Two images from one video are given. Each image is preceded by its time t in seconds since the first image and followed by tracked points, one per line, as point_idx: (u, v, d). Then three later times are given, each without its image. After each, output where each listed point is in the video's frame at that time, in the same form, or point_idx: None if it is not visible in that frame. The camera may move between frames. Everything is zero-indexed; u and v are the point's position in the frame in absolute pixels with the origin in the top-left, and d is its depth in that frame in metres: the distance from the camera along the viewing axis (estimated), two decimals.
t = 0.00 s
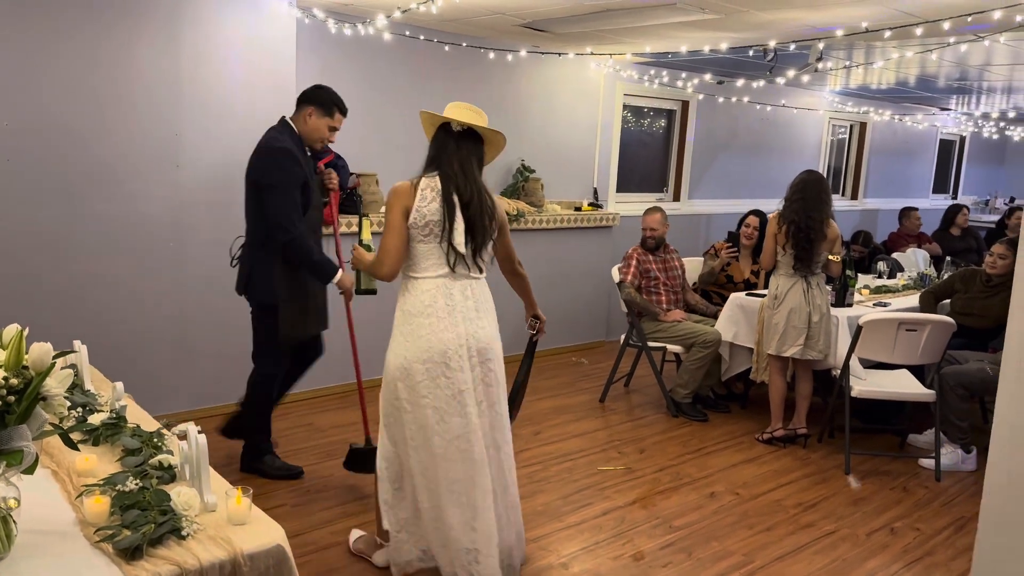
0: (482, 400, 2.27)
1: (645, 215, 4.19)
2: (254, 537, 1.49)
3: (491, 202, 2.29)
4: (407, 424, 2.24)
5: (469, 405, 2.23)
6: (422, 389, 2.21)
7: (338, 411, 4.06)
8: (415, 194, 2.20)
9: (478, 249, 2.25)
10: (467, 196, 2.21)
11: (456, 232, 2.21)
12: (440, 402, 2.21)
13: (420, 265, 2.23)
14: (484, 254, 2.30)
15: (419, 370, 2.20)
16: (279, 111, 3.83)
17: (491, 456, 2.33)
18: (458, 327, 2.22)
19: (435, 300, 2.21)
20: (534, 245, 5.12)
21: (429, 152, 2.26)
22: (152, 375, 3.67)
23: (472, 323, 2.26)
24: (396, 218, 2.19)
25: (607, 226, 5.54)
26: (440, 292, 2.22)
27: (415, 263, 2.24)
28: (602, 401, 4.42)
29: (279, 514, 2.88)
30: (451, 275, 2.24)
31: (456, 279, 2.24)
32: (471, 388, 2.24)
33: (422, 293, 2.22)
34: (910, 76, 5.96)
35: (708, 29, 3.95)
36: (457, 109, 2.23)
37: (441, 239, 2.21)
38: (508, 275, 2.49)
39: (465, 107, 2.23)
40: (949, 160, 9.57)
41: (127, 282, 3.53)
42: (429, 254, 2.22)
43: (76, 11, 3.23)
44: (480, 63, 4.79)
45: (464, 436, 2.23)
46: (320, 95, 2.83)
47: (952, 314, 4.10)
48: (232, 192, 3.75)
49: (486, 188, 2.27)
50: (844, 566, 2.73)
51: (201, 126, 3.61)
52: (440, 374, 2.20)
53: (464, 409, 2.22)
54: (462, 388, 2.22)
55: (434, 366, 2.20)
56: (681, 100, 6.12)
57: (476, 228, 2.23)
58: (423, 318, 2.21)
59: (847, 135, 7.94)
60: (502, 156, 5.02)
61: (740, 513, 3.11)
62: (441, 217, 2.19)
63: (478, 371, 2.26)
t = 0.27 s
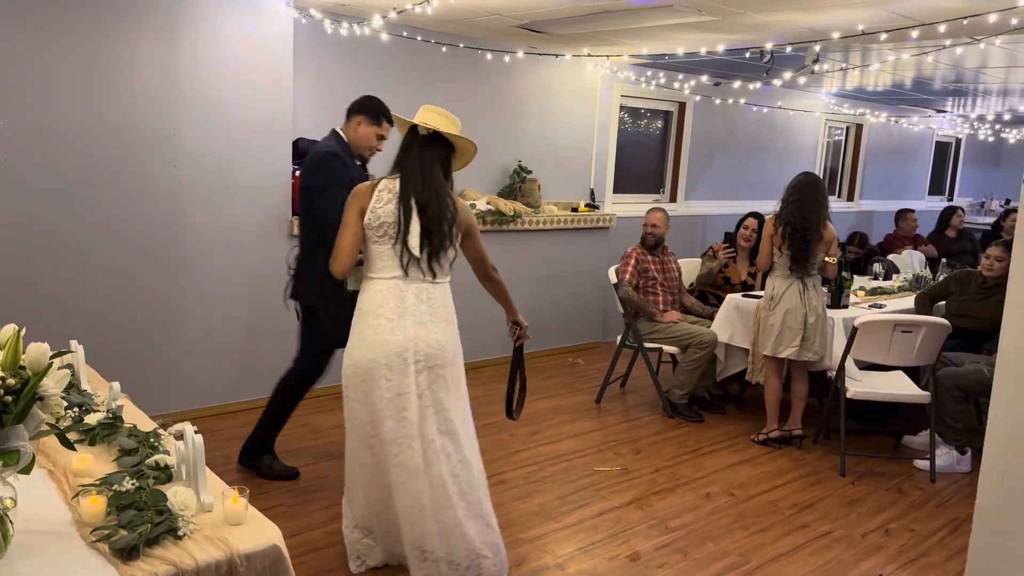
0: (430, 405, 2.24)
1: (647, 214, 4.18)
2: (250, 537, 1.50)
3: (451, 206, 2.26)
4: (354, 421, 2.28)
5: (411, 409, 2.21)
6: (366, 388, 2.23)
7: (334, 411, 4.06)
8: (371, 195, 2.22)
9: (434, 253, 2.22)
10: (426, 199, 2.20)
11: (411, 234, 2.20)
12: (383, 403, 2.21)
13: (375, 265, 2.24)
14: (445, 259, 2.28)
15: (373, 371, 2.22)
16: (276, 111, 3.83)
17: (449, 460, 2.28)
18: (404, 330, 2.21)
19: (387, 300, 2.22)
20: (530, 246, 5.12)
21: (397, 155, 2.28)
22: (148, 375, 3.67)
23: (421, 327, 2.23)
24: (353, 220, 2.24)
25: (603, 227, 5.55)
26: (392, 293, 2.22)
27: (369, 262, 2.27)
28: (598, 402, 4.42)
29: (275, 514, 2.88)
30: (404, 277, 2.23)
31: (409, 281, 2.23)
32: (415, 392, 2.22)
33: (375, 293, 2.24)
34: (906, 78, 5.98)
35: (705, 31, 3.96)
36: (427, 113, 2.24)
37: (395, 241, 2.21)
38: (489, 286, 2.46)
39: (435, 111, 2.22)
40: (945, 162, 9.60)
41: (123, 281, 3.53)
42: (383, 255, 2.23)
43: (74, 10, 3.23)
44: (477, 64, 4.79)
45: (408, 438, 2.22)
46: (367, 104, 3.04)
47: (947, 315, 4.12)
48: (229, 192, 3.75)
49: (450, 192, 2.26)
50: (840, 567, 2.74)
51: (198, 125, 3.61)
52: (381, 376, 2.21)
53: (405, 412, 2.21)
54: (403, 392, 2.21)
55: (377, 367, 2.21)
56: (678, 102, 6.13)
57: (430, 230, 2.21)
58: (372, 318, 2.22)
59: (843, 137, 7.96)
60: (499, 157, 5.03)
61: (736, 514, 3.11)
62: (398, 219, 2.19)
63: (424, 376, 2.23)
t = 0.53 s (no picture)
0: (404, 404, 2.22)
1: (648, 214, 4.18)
2: (247, 536, 1.49)
3: (427, 194, 2.21)
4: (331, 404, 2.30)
5: (383, 403, 2.21)
6: (344, 374, 2.24)
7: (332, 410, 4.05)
8: (348, 188, 2.21)
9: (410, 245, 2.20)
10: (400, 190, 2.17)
11: (386, 225, 2.18)
12: (357, 392, 2.23)
13: (356, 257, 2.24)
14: (423, 250, 2.25)
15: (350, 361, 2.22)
16: (274, 109, 3.82)
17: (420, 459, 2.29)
18: (382, 322, 2.20)
19: (367, 293, 2.22)
20: (529, 246, 5.12)
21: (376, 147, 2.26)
22: (146, 373, 3.66)
23: (402, 323, 2.21)
24: (332, 213, 2.21)
25: (602, 226, 5.55)
26: (373, 285, 2.22)
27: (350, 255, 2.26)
28: (596, 402, 4.42)
29: (272, 513, 2.88)
30: (383, 268, 2.22)
31: (387, 272, 2.22)
32: (388, 387, 2.21)
33: (357, 286, 2.24)
34: (904, 78, 5.98)
35: (703, 30, 3.95)
36: (405, 103, 2.21)
37: (372, 233, 2.20)
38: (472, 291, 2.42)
39: (411, 101, 2.19)
40: (943, 162, 9.61)
41: (121, 280, 3.52)
42: (362, 248, 2.22)
43: (71, 7, 3.22)
44: (475, 63, 4.78)
45: (377, 432, 2.23)
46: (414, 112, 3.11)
47: (945, 316, 4.12)
48: (227, 190, 3.74)
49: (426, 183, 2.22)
50: (837, 567, 2.74)
51: (195, 124, 3.60)
52: (357, 365, 2.21)
53: (378, 405, 2.22)
54: (377, 385, 2.21)
55: (354, 354, 2.21)
56: (676, 101, 6.13)
57: (405, 220, 2.17)
58: (355, 304, 2.23)
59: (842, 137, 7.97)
60: (497, 156, 5.03)
61: (734, 514, 3.11)
62: (373, 211, 2.17)
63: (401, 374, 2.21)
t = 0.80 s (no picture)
0: (396, 405, 2.22)
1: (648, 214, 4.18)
2: (244, 536, 1.48)
3: (415, 194, 2.21)
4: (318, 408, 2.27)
5: (375, 406, 2.21)
6: (334, 376, 2.23)
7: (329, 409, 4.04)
8: (339, 192, 2.23)
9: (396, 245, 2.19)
10: (385, 191, 2.17)
11: (374, 226, 2.18)
12: (347, 394, 2.21)
13: (348, 260, 2.25)
14: (412, 250, 2.23)
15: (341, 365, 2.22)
16: (273, 106, 3.81)
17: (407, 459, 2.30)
18: (372, 325, 2.20)
19: (358, 296, 2.22)
20: (527, 244, 5.11)
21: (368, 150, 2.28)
22: (142, 372, 3.65)
23: (394, 324, 2.20)
24: (325, 218, 2.23)
25: (600, 225, 5.54)
26: (364, 288, 2.22)
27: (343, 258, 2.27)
28: (594, 401, 4.41)
29: (268, 512, 2.87)
30: (374, 270, 2.22)
31: (378, 273, 2.22)
32: (380, 389, 2.21)
33: (349, 289, 2.24)
34: (903, 78, 5.98)
35: (702, 29, 3.95)
36: (395, 104, 2.22)
37: (361, 235, 2.20)
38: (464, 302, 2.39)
39: (401, 102, 2.20)
40: (941, 163, 9.61)
41: (117, 278, 3.51)
42: (353, 250, 2.23)
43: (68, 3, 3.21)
44: (474, 61, 4.78)
45: (368, 435, 2.21)
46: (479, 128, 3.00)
47: (943, 315, 4.12)
48: (225, 188, 3.73)
49: (413, 183, 2.22)
50: (835, 566, 2.74)
51: (193, 121, 3.59)
52: (349, 367, 2.21)
53: (369, 408, 2.21)
54: (369, 387, 2.20)
55: (346, 356, 2.21)
56: (675, 101, 6.12)
57: (392, 221, 2.17)
58: (347, 307, 2.24)
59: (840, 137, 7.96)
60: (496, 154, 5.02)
61: (732, 514, 3.11)
62: (362, 214, 2.18)
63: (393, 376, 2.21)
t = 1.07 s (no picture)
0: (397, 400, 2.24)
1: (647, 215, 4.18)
2: (244, 536, 1.48)
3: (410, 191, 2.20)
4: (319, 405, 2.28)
5: (373, 401, 2.22)
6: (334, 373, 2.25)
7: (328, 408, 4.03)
8: (339, 190, 2.26)
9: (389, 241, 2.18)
10: (381, 187, 2.17)
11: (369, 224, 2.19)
12: (346, 391, 2.23)
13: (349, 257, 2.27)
14: (406, 245, 2.21)
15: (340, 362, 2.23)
16: (273, 105, 3.81)
17: (407, 454, 2.33)
18: (370, 320, 2.21)
19: (357, 292, 2.24)
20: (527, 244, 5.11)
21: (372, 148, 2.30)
22: (142, 370, 3.65)
23: (391, 319, 2.21)
24: (327, 216, 2.26)
25: (600, 225, 5.54)
26: (364, 284, 2.24)
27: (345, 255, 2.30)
28: (594, 401, 4.41)
29: (267, 511, 2.87)
30: (372, 266, 2.23)
31: (376, 270, 2.23)
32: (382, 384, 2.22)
33: (351, 286, 2.26)
34: (903, 78, 5.98)
35: (703, 28, 3.95)
36: (397, 104, 2.23)
37: (358, 231, 2.21)
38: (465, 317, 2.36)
39: (402, 100, 2.21)
40: (941, 163, 9.61)
41: (116, 277, 3.51)
42: (353, 248, 2.25)
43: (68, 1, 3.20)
44: (474, 60, 4.77)
45: (366, 431, 2.23)
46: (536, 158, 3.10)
47: (943, 316, 4.12)
48: (224, 187, 3.73)
49: (407, 179, 2.20)
50: (835, 567, 2.74)
51: (193, 119, 3.58)
52: (348, 363, 2.22)
53: (368, 404, 2.22)
54: (368, 383, 2.21)
55: (345, 352, 2.23)
56: (675, 100, 6.12)
57: (385, 216, 2.17)
58: (347, 303, 2.26)
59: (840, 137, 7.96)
60: (496, 153, 5.02)
61: (732, 513, 3.11)
62: (358, 211, 2.20)
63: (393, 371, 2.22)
